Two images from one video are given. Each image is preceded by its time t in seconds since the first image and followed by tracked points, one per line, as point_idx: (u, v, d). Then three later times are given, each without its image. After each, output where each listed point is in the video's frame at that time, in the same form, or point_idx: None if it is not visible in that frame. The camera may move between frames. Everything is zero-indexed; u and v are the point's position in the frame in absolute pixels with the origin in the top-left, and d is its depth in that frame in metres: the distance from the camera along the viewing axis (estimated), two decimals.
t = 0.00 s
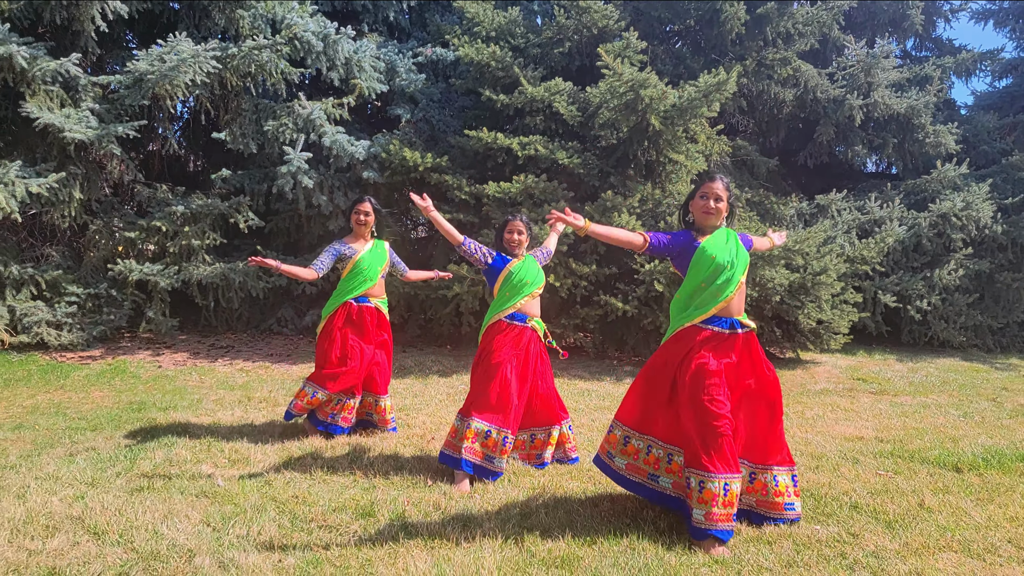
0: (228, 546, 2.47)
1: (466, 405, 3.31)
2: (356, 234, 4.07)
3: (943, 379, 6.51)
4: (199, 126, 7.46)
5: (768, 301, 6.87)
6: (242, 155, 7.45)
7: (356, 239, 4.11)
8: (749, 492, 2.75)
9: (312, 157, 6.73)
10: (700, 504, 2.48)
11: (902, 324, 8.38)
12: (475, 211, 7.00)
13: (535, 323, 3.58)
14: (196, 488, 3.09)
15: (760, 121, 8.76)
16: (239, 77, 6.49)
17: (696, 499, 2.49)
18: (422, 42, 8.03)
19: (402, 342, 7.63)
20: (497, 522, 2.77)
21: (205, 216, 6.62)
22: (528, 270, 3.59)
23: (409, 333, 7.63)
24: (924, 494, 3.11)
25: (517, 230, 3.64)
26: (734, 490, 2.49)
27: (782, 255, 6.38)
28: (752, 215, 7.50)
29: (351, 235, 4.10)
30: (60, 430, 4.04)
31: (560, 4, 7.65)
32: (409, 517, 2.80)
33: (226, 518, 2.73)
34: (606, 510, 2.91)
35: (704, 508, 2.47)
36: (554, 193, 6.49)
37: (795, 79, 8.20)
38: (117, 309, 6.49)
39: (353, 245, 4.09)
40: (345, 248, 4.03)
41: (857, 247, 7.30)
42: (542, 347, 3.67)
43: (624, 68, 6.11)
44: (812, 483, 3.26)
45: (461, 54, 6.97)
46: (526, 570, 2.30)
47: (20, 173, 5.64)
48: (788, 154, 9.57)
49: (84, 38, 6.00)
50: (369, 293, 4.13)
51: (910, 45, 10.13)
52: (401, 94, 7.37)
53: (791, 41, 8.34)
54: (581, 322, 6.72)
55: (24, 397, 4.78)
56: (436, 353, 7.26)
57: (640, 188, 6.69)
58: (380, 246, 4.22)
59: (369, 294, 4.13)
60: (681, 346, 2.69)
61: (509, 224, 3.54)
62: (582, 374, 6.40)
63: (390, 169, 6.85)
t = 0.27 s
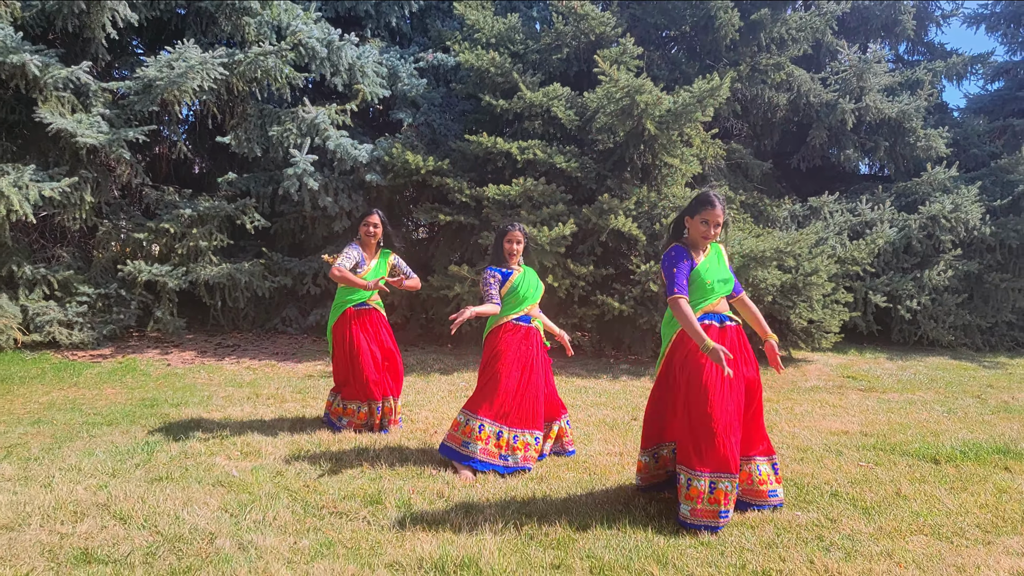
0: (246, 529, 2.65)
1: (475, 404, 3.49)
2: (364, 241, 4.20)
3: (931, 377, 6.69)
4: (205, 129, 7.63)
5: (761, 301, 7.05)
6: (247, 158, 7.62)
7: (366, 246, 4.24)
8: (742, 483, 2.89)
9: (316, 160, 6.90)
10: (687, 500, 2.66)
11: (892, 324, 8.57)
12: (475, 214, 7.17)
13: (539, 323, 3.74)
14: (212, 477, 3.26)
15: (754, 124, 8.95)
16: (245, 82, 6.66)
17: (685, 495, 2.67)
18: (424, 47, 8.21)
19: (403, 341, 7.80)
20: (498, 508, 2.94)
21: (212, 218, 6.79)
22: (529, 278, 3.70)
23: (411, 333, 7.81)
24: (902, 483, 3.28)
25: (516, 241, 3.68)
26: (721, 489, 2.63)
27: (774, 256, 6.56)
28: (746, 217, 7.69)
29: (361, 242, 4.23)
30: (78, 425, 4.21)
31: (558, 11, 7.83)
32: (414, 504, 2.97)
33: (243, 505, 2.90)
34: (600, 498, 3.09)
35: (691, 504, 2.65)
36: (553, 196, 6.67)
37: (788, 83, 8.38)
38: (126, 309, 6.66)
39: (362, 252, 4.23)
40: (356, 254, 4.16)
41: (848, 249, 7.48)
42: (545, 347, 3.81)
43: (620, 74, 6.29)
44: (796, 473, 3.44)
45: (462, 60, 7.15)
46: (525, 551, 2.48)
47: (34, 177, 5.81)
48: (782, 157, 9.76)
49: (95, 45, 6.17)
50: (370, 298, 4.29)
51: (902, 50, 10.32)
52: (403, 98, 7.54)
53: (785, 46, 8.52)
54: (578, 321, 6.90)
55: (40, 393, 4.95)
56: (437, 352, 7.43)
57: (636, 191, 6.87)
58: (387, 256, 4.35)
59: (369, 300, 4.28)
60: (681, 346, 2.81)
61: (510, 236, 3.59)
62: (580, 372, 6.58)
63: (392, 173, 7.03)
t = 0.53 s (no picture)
0: (257, 512, 2.80)
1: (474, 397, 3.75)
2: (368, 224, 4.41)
3: (918, 373, 6.86)
4: (209, 131, 7.77)
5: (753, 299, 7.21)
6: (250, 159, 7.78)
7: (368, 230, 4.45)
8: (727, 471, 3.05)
9: (318, 162, 7.06)
10: (668, 480, 2.83)
11: (882, 322, 8.75)
12: (474, 214, 7.33)
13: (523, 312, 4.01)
14: (222, 465, 3.42)
15: (748, 126, 9.12)
16: (249, 85, 6.81)
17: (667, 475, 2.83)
18: (423, 51, 8.37)
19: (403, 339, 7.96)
20: (495, 493, 3.10)
21: (217, 218, 6.94)
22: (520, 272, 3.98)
23: (410, 330, 7.96)
24: (880, 471, 3.44)
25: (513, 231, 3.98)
26: (701, 471, 2.78)
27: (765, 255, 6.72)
28: (738, 217, 7.85)
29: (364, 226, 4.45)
30: (90, 417, 4.37)
31: (555, 15, 7.99)
32: (415, 490, 3.13)
33: (252, 489, 3.06)
34: (592, 484, 3.25)
35: (672, 484, 2.81)
36: (549, 196, 6.83)
37: (781, 86, 8.54)
38: (133, 307, 6.81)
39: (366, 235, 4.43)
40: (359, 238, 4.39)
41: (838, 248, 7.65)
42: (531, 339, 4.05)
43: (615, 78, 6.45)
44: (780, 462, 3.60)
45: (461, 64, 7.30)
46: (519, 531, 2.63)
47: (44, 178, 5.96)
48: (776, 158, 9.93)
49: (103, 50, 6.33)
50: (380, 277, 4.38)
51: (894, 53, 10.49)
52: (403, 101, 7.70)
53: (777, 50, 8.69)
54: (574, 319, 7.07)
55: (51, 388, 5.11)
56: (436, 349, 7.60)
57: (631, 192, 7.03)
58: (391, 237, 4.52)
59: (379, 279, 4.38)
60: (672, 334, 2.97)
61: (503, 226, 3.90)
62: (576, 369, 6.74)
63: (393, 174, 7.19)
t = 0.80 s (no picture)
0: (265, 502, 2.90)
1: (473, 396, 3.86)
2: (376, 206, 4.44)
3: (911, 370, 6.97)
4: (211, 131, 7.86)
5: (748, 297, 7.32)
6: (252, 159, 7.88)
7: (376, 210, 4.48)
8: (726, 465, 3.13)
9: (320, 162, 7.16)
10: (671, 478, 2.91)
11: (877, 320, 8.86)
12: (474, 213, 7.43)
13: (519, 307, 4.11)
14: (229, 458, 3.52)
15: (744, 127, 9.22)
16: (251, 87, 6.90)
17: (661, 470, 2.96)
18: (423, 52, 8.46)
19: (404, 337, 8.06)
20: (494, 485, 3.20)
21: (220, 218, 7.04)
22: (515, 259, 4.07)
23: (411, 329, 8.06)
24: (868, 463, 3.54)
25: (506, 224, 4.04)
26: (702, 467, 2.86)
27: (760, 254, 6.83)
28: (735, 217, 7.96)
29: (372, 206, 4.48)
30: (98, 412, 4.47)
31: (553, 17, 8.09)
32: (417, 481, 3.23)
33: (260, 481, 3.16)
34: (589, 476, 3.35)
35: (674, 483, 2.90)
36: (548, 196, 6.92)
37: (777, 87, 8.65)
38: (137, 305, 6.90)
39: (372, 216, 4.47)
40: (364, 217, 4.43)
41: (833, 248, 7.75)
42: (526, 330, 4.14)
43: (613, 80, 6.55)
44: (771, 455, 3.70)
45: (460, 66, 7.40)
46: (518, 519, 2.73)
47: (50, 178, 6.06)
48: (772, 158, 10.03)
49: (108, 52, 6.42)
50: (369, 262, 4.48)
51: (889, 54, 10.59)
52: (404, 102, 7.79)
53: (773, 51, 8.80)
54: (573, 317, 7.17)
55: (59, 385, 5.21)
56: (436, 347, 7.70)
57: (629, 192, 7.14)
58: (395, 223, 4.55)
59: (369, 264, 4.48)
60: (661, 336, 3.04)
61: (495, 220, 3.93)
62: (574, 366, 6.84)
63: (393, 174, 7.28)
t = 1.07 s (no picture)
0: (267, 495, 2.93)
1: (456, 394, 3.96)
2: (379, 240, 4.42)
3: (909, 367, 7.01)
4: (211, 130, 7.89)
5: (747, 295, 7.35)
6: (253, 157, 7.90)
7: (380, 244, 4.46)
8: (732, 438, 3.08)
9: (320, 160, 7.18)
10: (645, 440, 2.92)
11: (875, 318, 8.90)
12: (473, 211, 7.45)
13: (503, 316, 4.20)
14: (231, 453, 3.54)
15: (743, 125, 9.25)
16: (252, 85, 6.92)
17: (619, 433, 2.98)
18: (423, 50, 8.48)
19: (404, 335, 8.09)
20: (495, 479, 3.23)
21: (220, 216, 7.06)
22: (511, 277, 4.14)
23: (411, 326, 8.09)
24: (865, 458, 3.57)
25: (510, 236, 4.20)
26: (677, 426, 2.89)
27: (758, 252, 6.85)
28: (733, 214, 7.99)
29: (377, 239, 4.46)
30: (101, 409, 4.50)
31: (553, 16, 8.11)
32: (418, 476, 3.26)
33: (262, 475, 3.19)
34: (588, 470, 3.38)
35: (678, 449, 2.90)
36: (547, 194, 6.95)
37: (775, 86, 8.68)
38: (138, 303, 6.92)
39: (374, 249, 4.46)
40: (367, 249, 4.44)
41: (831, 245, 7.79)
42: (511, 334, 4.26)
43: (612, 78, 6.57)
44: (769, 450, 3.74)
45: (460, 64, 7.42)
46: (518, 512, 2.76)
47: (52, 176, 6.08)
48: (771, 156, 10.06)
49: (108, 50, 6.44)
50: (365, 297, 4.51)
51: (887, 52, 10.63)
52: (404, 100, 7.81)
53: (772, 50, 8.83)
54: (572, 315, 7.21)
55: (61, 381, 5.23)
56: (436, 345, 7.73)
57: (627, 190, 7.17)
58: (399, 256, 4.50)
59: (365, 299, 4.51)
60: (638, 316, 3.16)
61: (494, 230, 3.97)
62: (573, 363, 6.88)
63: (393, 172, 7.31)
